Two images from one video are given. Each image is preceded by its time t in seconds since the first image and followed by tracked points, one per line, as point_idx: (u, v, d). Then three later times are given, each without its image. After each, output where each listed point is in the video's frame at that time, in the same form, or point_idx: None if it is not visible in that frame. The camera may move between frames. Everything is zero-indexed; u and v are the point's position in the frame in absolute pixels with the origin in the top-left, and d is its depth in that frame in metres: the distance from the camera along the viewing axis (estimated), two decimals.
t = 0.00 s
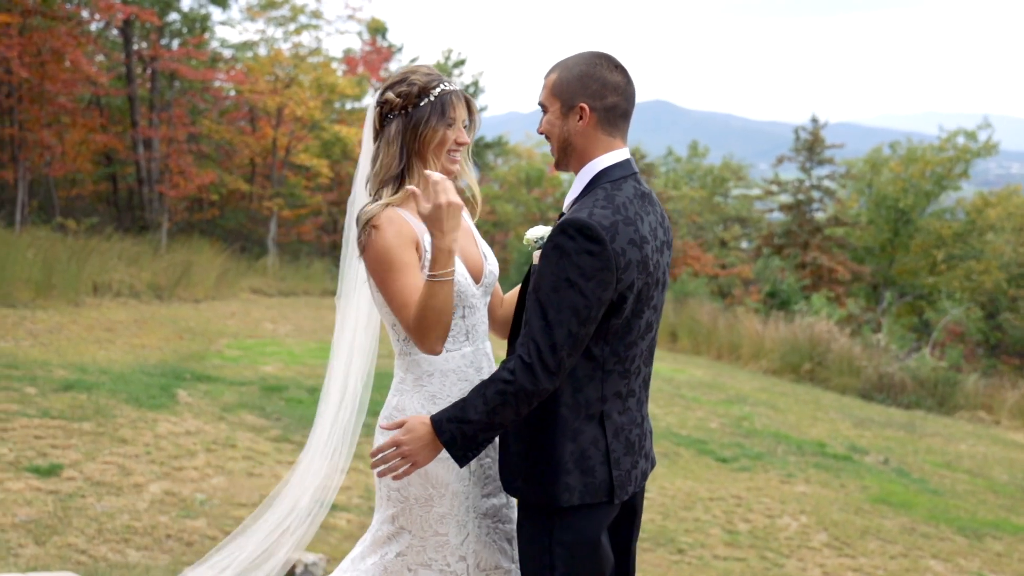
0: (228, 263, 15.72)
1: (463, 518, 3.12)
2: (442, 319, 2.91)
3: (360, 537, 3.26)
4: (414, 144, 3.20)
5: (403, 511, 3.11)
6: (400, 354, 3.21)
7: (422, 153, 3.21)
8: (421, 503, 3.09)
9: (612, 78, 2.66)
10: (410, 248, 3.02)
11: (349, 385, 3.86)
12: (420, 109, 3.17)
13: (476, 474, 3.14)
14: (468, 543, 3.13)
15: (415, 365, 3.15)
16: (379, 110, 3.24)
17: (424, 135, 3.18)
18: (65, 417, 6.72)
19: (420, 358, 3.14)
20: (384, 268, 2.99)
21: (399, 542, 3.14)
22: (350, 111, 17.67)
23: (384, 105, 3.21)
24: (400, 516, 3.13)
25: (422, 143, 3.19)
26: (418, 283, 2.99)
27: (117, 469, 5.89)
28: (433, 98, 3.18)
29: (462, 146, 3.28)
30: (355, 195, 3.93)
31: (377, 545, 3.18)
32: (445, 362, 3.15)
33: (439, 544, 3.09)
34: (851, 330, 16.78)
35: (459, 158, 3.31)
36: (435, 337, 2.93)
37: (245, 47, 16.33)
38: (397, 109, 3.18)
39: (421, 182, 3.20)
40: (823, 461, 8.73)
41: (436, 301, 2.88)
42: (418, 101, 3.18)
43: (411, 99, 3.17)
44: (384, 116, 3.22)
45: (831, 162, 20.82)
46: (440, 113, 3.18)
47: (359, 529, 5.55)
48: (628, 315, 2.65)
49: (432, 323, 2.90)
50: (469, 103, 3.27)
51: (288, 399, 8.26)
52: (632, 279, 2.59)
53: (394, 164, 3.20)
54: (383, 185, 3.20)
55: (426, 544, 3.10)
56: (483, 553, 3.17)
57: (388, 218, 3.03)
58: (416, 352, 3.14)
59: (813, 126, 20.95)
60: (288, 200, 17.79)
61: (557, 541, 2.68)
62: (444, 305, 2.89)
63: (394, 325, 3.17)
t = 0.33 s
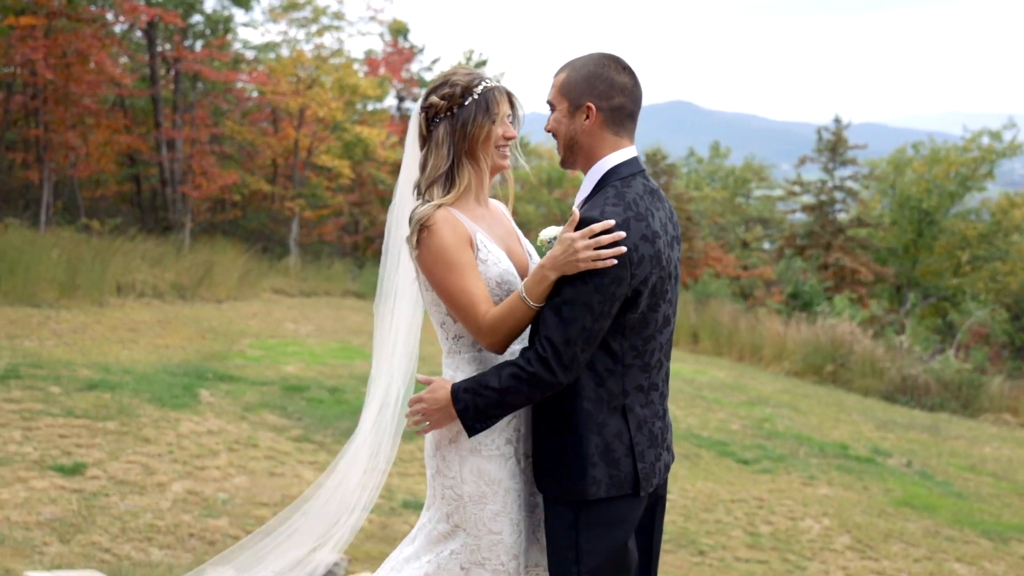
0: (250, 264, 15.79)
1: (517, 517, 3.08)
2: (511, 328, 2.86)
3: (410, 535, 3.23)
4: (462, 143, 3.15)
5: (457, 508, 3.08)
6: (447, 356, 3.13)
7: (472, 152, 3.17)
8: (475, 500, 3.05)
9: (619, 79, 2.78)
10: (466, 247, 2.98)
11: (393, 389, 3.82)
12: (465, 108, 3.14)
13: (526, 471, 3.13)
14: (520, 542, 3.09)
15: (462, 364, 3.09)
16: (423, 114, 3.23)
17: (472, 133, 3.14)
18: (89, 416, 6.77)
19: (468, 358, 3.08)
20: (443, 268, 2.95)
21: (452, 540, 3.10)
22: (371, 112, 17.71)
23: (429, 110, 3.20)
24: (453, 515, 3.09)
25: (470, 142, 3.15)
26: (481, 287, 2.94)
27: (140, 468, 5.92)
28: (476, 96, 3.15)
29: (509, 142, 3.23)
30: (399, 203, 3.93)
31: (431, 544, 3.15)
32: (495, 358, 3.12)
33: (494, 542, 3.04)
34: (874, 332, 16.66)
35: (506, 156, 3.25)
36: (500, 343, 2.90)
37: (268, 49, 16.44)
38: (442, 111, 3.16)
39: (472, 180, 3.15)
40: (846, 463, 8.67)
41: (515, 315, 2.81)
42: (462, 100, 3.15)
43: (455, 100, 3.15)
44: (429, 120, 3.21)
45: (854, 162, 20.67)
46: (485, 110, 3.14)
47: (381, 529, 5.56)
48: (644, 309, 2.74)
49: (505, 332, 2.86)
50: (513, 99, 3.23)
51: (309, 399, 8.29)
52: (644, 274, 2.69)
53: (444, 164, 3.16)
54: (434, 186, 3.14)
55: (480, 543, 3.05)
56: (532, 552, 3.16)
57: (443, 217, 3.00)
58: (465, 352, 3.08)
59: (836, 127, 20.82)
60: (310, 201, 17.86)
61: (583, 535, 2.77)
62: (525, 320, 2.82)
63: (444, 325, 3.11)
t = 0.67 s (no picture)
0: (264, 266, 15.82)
1: (548, 520, 3.08)
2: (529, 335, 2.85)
3: (436, 538, 3.21)
4: (498, 145, 3.14)
5: (487, 510, 3.07)
6: (477, 357, 3.12)
7: (508, 152, 3.15)
8: (506, 503, 3.04)
9: (621, 85, 2.80)
10: (499, 250, 2.96)
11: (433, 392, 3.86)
12: (496, 109, 3.13)
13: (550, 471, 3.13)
14: (551, 546, 3.09)
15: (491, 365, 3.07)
16: (456, 121, 3.22)
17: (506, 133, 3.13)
18: (105, 418, 6.80)
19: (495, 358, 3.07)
20: (471, 270, 2.94)
21: (483, 543, 3.09)
22: (385, 114, 17.72)
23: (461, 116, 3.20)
24: (484, 517, 3.08)
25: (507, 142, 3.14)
26: (504, 290, 2.94)
27: (155, 470, 5.94)
28: (505, 96, 3.13)
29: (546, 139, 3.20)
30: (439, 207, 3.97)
31: (460, 547, 3.14)
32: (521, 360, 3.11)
33: (525, 545, 3.03)
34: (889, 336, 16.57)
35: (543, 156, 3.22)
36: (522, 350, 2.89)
37: (283, 51, 16.53)
38: (473, 113, 3.15)
39: (509, 181, 3.12)
40: (861, 467, 8.62)
41: (530, 320, 2.81)
42: (492, 101, 3.14)
43: (485, 102, 3.14)
44: (462, 125, 3.19)
45: (870, 165, 20.57)
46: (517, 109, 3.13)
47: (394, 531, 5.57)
48: (649, 306, 2.73)
49: (518, 339, 2.85)
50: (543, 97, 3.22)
51: (323, 402, 8.30)
52: (647, 270, 2.69)
53: (482, 166, 3.13)
54: (474, 188, 3.10)
55: (512, 545, 3.04)
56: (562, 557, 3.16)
57: (480, 217, 2.98)
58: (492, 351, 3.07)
59: (851, 130, 20.71)
60: (324, 203, 17.89)
61: (596, 537, 2.77)
62: (540, 325, 2.81)
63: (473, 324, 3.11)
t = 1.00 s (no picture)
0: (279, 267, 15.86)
1: (559, 522, 3.08)
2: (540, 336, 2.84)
3: (446, 538, 3.21)
4: (507, 147, 3.15)
5: (499, 512, 3.06)
6: (490, 358, 3.12)
7: (518, 153, 3.15)
8: (518, 505, 3.03)
9: (633, 88, 2.80)
10: (512, 249, 2.95)
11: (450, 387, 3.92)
12: (503, 110, 3.14)
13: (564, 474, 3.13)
14: (560, 548, 3.10)
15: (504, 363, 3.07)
16: (465, 127, 3.23)
17: (515, 134, 3.13)
18: (120, 418, 6.83)
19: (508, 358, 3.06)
20: (484, 272, 2.93)
21: (494, 544, 3.09)
22: (399, 115, 17.73)
23: (469, 121, 3.21)
24: (496, 518, 3.08)
25: (515, 143, 3.14)
26: (517, 290, 2.92)
27: (169, 470, 5.96)
28: (511, 97, 3.15)
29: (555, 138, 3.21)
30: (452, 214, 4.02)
31: (469, 547, 3.13)
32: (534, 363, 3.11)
33: (536, 547, 3.04)
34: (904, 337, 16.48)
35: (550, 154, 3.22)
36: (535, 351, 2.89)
37: (297, 53, 16.60)
38: (481, 117, 3.17)
39: (521, 182, 3.12)
40: (876, 468, 8.57)
41: (541, 320, 2.80)
42: (499, 103, 3.15)
43: (492, 105, 3.16)
44: (471, 131, 3.20)
45: (885, 165, 20.47)
46: (524, 109, 3.14)
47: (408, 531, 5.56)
48: (661, 304, 2.72)
49: (529, 339, 2.85)
50: (549, 97, 3.23)
51: (338, 402, 8.31)
52: (656, 267, 2.68)
53: (491, 167, 3.13)
54: (484, 190, 3.10)
55: (522, 547, 3.04)
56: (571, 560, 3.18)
57: (493, 217, 2.97)
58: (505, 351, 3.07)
59: (866, 130, 20.61)
60: (338, 204, 17.92)
61: (613, 539, 2.76)
62: (551, 325, 2.81)
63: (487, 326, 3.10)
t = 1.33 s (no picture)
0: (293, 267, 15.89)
1: (570, 523, 3.07)
2: (550, 338, 2.83)
3: (458, 541, 3.19)
4: (516, 148, 3.13)
5: (511, 513, 3.05)
6: (499, 359, 3.12)
7: (527, 154, 3.14)
8: (530, 506, 3.02)
9: (643, 88, 2.80)
10: (521, 250, 2.94)
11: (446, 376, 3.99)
12: (514, 112, 3.13)
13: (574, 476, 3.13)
14: (572, 549, 3.09)
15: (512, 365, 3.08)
16: (475, 127, 3.22)
17: (524, 135, 3.12)
18: (136, 418, 6.86)
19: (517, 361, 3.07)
20: (494, 273, 2.92)
21: (505, 546, 3.08)
22: (413, 115, 17.74)
23: (479, 121, 3.19)
24: (507, 519, 3.06)
25: (524, 144, 3.13)
26: (528, 290, 2.92)
27: (185, 470, 5.98)
28: (522, 98, 3.14)
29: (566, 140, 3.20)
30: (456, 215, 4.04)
31: (481, 550, 3.12)
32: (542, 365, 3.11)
33: (548, 548, 3.03)
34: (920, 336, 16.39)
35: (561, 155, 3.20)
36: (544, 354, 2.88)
37: (311, 53, 16.66)
38: (491, 117, 3.15)
39: (528, 183, 3.11)
40: (892, 468, 8.52)
41: (553, 321, 2.79)
42: (510, 104, 3.14)
43: (502, 106, 3.14)
44: (480, 131, 3.19)
45: (900, 164, 20.35)
46: (535, 111, 3.12)
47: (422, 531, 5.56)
48: (673, 304, 2.71)
49: (540, 340, 2.84)
50: (559, 100, 3.22)
51: (352, 402, 8.32)
52: (668, 267, 2.67)
53: (500, 168, 3.12)
54: (491, 191, 3.09)
55: (534, 548, 3.03)
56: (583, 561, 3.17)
57: (499, 217, 2.97)
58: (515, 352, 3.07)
59: (882, 129, 20.50)
60: (353, 204, 17.95)
61: (621, 540, 2.75)
62: (563, 325, 2.80)
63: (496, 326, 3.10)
